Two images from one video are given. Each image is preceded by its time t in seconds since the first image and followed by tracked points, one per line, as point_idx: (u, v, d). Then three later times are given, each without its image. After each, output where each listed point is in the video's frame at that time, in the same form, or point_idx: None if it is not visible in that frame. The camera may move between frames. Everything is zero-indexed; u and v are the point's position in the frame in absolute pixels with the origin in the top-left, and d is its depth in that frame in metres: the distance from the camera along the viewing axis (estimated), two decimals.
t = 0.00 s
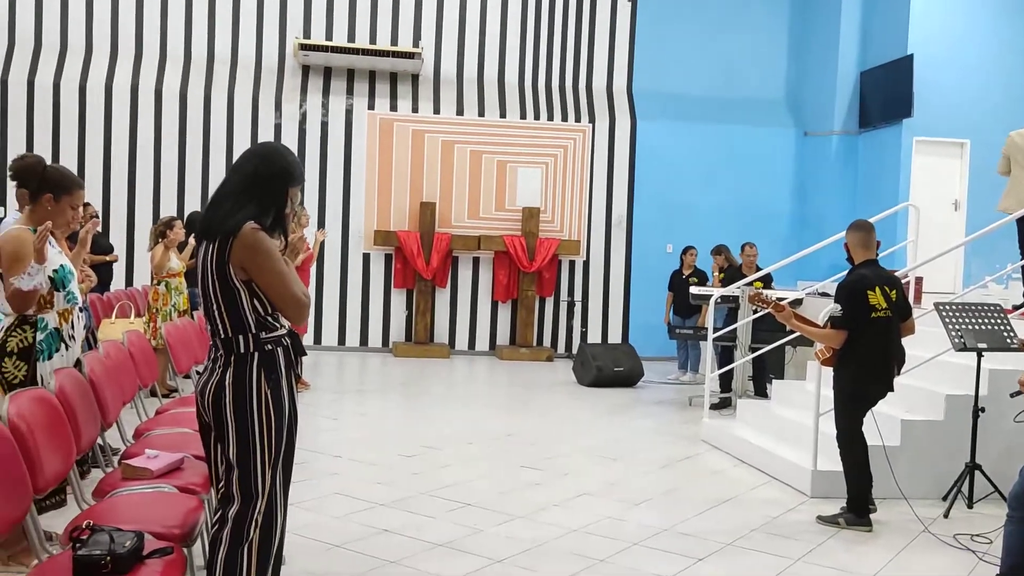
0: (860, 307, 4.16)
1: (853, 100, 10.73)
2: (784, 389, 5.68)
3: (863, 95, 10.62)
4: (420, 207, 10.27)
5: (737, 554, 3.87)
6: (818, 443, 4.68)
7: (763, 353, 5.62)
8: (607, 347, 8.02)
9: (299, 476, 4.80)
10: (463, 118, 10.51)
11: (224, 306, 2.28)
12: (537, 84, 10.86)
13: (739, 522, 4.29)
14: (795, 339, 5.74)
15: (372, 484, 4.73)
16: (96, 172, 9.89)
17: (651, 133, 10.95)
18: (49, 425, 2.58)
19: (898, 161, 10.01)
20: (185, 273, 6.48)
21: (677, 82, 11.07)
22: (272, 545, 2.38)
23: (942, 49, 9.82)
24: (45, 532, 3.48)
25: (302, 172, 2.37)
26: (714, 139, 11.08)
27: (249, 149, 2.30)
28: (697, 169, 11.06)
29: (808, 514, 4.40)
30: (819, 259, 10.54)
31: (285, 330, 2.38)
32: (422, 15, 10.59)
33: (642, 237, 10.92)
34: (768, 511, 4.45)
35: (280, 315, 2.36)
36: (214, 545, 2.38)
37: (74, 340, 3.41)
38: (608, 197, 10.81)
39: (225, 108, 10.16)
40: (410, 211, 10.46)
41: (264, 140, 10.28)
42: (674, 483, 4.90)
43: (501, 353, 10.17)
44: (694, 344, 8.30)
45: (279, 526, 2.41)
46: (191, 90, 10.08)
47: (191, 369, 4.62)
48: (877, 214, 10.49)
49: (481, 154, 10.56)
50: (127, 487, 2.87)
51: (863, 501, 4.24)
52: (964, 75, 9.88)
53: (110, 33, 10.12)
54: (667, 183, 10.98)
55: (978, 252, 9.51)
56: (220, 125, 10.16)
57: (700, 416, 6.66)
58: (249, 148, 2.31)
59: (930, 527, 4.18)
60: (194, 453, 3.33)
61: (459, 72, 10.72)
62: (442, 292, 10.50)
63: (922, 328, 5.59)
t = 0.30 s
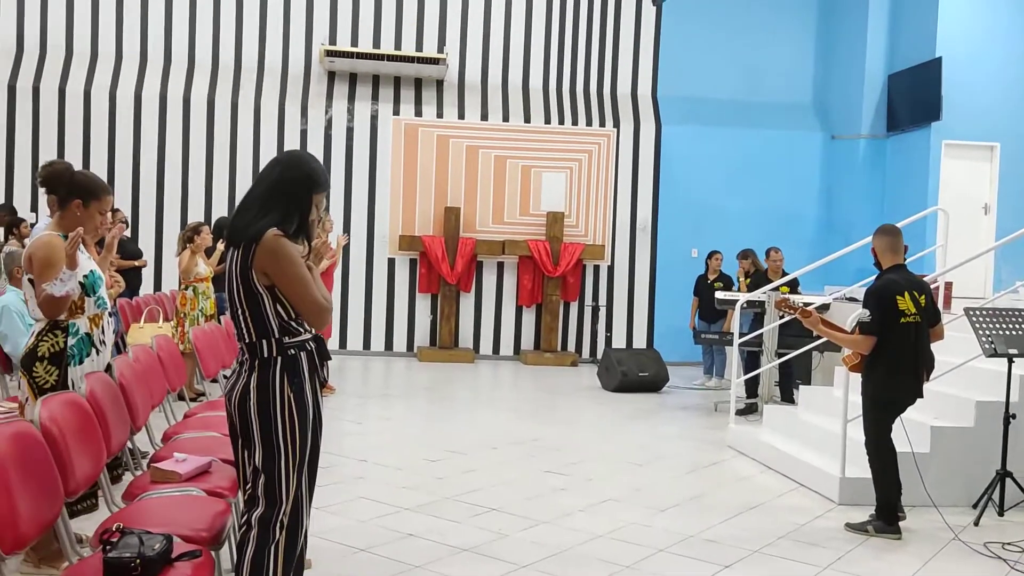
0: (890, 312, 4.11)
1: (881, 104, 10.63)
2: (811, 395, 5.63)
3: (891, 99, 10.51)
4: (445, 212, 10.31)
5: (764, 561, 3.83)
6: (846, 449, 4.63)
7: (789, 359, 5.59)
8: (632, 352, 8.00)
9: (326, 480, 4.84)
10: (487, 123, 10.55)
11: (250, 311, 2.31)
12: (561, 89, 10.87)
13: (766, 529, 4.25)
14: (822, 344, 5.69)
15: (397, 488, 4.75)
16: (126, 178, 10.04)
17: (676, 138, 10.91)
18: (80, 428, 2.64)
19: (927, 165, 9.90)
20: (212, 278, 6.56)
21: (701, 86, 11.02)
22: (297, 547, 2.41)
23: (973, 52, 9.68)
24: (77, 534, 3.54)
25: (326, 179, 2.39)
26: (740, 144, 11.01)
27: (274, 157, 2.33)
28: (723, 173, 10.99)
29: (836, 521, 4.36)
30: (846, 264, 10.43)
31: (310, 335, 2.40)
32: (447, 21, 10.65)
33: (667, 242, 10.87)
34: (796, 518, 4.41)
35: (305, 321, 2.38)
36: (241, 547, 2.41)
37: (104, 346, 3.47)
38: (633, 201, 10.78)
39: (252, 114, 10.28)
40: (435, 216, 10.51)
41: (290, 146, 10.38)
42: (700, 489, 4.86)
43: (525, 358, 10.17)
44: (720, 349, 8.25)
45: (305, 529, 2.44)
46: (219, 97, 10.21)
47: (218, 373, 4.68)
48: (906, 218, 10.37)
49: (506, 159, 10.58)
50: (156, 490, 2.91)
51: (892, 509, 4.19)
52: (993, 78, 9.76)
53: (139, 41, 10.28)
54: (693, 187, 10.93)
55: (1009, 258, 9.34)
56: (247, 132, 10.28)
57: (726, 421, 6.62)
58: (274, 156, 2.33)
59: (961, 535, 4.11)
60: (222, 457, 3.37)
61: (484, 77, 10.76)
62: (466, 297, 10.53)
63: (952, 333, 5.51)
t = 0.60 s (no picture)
0: (913, 315, 4.07)
1: (903, 105, 10.55)
2: (833, 398, 5.59)
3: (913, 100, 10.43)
4: (464, 216, 10.34)
5: (786, 565, 3.81)
6: (869, 453, 4.59)
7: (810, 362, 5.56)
8: (651, 355, 7.98)
9: (346, 483, 4.87)
10: (506, 126, 10.57)
11: (268, 315, 2.34)
12: (580, 92, 10.88)
13: (788, 533, 4.22)
14: (843, 347, 5.65)
15: (416, 491, 4.77)
16: (148, 183, 10.15)
17: (695, 140, 10.86)
18: (104, 430, 2.68)
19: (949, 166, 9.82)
20: (233, 281, 6.62)
21: (720, 88, 10.97)
22: (316, 549, 2.43)
23: (996, 51, 9.58)
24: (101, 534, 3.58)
25: (345, 183, 2.41)
26: (760, 145, 10.94)
27: (293, 162, 2.35)
28: (743, 176, 10.93)
29: (858, 526, 4.32)
30: (868, 267, 10.34)
31: (328, 338, 2.42)
32: (466, 25, 10.69)
33: (687, 244, 10.83)
34: (817, 522, 4.37)
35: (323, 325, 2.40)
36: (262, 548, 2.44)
37: (128, 349, 3.52)
38: (652, 204, 10.76)
39: (273, 119, 10.36)
40: (453, 219, 10.54)
41: (310, 150, 10.45)
42: (720, 493, 4.84)
43: (545, 361, 10.17)
44: (740, 351, 8.21)
45: (325, 530, 2.46)
46: (239, 102, 10.31)
47: (239, 376, 4.73)
48: (929, 220, 10.27)
49: (525, 162, 10.60)
50: (179, 492, 2.95)
51: (915, 513, 4.15)
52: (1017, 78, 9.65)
53: (161, 47, 10.40)
54: (712, 189, 10.88)
55: None
56: (267, 137, 10.37)
57: (746, 425, 6.58)
58: (293, 162, 2.35)
59: (986, 540, 4.06)
60: (244, 459, 3.41)
61: (502, 80, 10.79)
62: (485, 300, 10.55)
63: (975, 335, 5.45)
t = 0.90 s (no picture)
0: (932, 313, 4.04)
1: (921, 101, 10.47)
2: (851, 397, 5.56)
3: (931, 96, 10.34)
4: (479, 215, 10.36)
5: (804, 565, 3.79)
6: (887, 452, 4.56)
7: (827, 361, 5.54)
8: (667, 354, 7.96)
9: (363, 482, 4.89)
10: (521, 126, 10.57)
11: (282, 316, 2.36)
12: (595, 90, 10.86)
13: (807, 532, 4.20)
14: (861, 346, 5.61)
15: (433, 490, 4.79)
16: (165, 184, 10.24)
17: (711, 137, 10.81)
18: (124, 430, 2.71)
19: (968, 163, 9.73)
20: (249, 282, 6.67)
21: (736, 84, 10.92)
22: (333, 548, 2.44)
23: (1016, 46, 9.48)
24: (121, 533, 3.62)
25: (360, 181, 2.43)
26: (776, 143, 10.88)
27: (309, 162, 2.37)
28: (759, 173, 10.87)
29: (877, 525, 4.29)
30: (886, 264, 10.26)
31: (341, 338, 2.43)
32: (481, 25, 10.70)
33: (704, 242, 10.79)
34: (836, 521, 4.34)
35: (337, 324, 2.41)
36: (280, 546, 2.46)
37: (147, 349, 3.56)
38: (668, 203, 10.72)
39: (289, 119, 10.42)
40: (469, 218, 10.56)
41: (326, 150, 10.50)
42: (738, 492, 4.82)
43: (561, 360, 10.17)
44: (757, 350, 8.17)
45: (342, 529, 2.48)
46: (256, 102, 10.37)
47: (256, 375, 4.76)
48: (948, 217, 10.18)
49: (540, 161, 10.60)
50: (197, 492, 2.97)
51: (935, 513, 4.11)
52: None
53: (178, 49, 10.48)
54: (728, 187, 10.83)
55: None
56: (283, 137, 10.43)
57: (763, 424, 6.55)
58: (310, 161, 2.36)
59: (1007, 540, 4.02)
60: (262, 459, 3.43)
61: (517, 79, 10.79)
62: (501, 299, 10.56)
63: (995, 334, 5.40)
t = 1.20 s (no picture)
0: (949, 305, 4.01)
1: (937, 91, 10.38)
2: (867, 390, 5.53)
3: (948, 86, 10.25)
4: (493, 210, 10.36)
5: (820, 558, 3.77)
6: (904, 445, 4.53)
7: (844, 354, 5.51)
8: (682, 348, 7.93)
9: (379, 477, 4.92)
10: (535, 120, 10.56)
11: (295, 311, 2.38)
12: (607, 83, 10.83)
13: (824, 526, 4.18)
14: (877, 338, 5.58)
15: (448, 485, 4.80)
16: (180, 182, 10.31)
17: (725, 131, 10.76)
18: (141, 425, 2.74)
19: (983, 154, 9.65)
20: (265, 279, 6.71)
21: (750, 77, 10.86)
22: (350, 543, 2.46)
23: None
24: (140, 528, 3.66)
25: (372, 175, 2.43)
26: (791, 135, 10.81)
27: (321, 157, 2.37)
28: (773, 166, 10.81)
29: (894, 518, 4.27)
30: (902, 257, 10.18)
31: (354, 334, 2.44)
32: (493, 19, 10.68)
33: (718, 236, 10.74)
34: (853, 515, 4.32)
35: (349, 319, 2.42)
36: (297, 541, 2.48)
37: (164, 346, 3.59)
38: (681, 196, 10.68)
39: (302, 115, 10.46)
40: (482, 213, 10.57)
41: (340, 146, 10.53)
42: (754, 486, 4.81)
43: (575, 354, 10.16)
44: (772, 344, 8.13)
45: (358, 524, 2.49)
46: (269, 99, 10.41)
47: (272, 372, 4.79)
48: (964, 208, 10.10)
49: (553, 155, 10.59)
50: (214, 487, 3.00)
51: (952, 506, 4.08)
52: None
53: (192, 46, 10.54)
54: (741, 181, 10.77)
55: None
56: (297, 134, 10.47)
57: (779, 417, 6.53)
58: (323, 156, 2.37)
59: None
60: (279, 454, 3.46)
61: (530, 73, 10.78)
62: (515, 294, 10.56)
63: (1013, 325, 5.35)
